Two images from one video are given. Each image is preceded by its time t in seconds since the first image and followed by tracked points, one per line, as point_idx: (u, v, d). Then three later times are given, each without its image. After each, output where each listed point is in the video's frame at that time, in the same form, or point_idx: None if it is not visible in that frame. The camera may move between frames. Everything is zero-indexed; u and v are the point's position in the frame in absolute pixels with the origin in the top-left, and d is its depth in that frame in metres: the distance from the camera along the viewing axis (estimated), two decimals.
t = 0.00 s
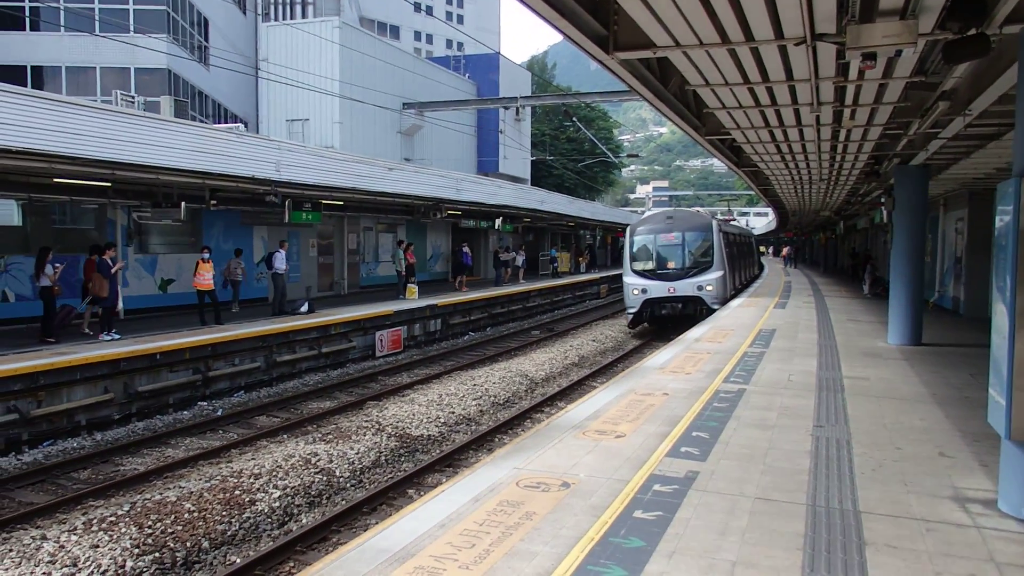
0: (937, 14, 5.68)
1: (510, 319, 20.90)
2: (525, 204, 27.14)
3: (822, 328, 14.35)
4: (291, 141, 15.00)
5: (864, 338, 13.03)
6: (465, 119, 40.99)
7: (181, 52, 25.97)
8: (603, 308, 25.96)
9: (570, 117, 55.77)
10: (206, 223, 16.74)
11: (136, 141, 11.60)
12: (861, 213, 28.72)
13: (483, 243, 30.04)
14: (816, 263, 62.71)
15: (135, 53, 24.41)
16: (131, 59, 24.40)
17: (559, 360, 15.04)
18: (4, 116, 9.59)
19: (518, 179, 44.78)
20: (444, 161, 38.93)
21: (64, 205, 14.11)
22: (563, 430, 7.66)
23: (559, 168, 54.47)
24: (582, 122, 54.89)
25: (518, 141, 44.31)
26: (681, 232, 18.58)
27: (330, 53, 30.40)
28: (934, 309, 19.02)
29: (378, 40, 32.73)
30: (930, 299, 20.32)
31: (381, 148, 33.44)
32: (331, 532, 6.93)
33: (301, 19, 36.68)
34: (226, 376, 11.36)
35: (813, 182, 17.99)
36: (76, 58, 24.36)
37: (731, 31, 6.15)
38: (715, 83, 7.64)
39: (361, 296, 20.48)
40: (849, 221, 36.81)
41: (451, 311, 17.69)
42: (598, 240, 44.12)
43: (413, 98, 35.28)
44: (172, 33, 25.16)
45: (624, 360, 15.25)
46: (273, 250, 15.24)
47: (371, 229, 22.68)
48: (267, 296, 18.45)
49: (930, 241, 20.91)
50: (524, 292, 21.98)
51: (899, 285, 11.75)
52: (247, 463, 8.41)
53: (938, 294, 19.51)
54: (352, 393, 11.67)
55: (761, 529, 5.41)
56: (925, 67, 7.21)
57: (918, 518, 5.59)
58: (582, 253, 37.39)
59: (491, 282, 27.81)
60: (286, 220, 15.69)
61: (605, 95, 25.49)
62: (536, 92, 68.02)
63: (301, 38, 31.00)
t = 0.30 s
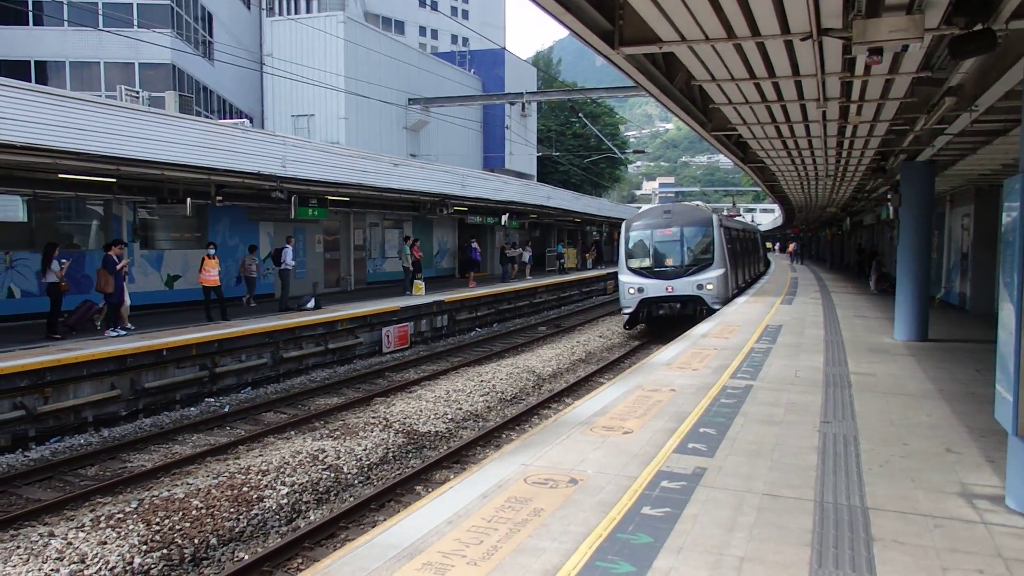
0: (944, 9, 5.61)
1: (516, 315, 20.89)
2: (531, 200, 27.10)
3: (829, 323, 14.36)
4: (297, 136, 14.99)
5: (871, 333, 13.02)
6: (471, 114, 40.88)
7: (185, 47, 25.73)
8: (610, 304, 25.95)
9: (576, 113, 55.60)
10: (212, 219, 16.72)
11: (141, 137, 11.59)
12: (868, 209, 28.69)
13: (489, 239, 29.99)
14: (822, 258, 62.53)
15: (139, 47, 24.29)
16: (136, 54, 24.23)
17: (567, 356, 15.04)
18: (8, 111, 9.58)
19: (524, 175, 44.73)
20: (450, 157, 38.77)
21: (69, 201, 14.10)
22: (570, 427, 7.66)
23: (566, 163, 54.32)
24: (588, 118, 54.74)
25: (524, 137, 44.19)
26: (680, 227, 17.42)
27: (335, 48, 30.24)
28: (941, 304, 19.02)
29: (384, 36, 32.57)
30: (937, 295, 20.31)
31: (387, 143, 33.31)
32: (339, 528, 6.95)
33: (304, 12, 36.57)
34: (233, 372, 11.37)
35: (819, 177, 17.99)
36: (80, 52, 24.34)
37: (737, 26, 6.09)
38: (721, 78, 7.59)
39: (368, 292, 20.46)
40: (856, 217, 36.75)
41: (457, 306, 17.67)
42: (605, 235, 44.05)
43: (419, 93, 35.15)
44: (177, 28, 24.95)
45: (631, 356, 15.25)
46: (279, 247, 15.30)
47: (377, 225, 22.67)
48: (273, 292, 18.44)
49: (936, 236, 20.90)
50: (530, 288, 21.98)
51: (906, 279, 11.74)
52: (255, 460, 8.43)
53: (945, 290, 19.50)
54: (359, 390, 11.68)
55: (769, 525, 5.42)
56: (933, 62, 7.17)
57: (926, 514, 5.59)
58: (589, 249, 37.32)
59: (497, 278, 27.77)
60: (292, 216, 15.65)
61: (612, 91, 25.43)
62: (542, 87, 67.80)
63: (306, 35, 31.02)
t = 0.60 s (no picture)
0: (948, 6, 5.57)
1: (521, 312, 20.90)
2: (535, 196, 27.07)
3: (834, 320, 14.37)
4: (301, 133, 15.03)
5: (875, 330, 13.02)
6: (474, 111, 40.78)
7: (189, 43, 25.69)
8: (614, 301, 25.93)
9: (581, 110, 55.45)
10: (216, 215, 16.73)
11: (145, 133, 11.60)
12: (873, 206, 28.65)
13: (493, 235, 29.96)
14: (827, 255, 62.37)
15: (142, 44, 24.22)
16: (139, 50, 24.22)
17: (571, 352, 15.05)
18: (12, 108, 9.59)
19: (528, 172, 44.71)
20: (454, 153, 38.72)
21: (73, 197, 14.10)
22: (575, 424, 7.67)
23: (569, 160, 54.27)
24: (592, 115, 54.60)
25: (528, 133, 44.09)
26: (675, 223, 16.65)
27: (339, 44, 30.19)
28: (945, 302, 19.01)
29: (388, 32, 32.49)
30: (941, 292, 20.30)
31: (391, 140, 33.28)
32: (344, 525, 6.96)
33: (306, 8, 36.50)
34: (238, 368, 11.38)
35: (824, 174, 18.00)
36: (84, 48, 24.29)
37: (742, 23, 6.04)
38: (726, 75, 7.58)
39: (372, 288, 20.46)
40: (861, 214, 36.69)
41: (462, 303, 17.67)
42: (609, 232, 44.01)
43: (422, 89, 35.09)
44: (180, 23, 24.90)
45: (636, 353, 15.26)
46: (285, 243, 15.47)
47: (381, 222, 22.64)
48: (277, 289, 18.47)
49: (940, 234, 20.89)
50: (535, 284, 21.98)
51: (910, 275, 11.74)
52: (260, 456, 8.44)
53: (949, 287, 19.50)
54: (363, 386, 11.70)
55: (774, 521, 5.42)
56: (937, 58, 7.17)
57: (931, 511, 5.60)
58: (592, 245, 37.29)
59: (501, 274, 27.75)
60: (296, 212, 15.65)
61: (616, 87, 25.37)
62: (546, 84, 67.66)
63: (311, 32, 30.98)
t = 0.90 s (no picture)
0: (954, 3, 5.54)
1: (525, 309, 20.93)
2: (540, 194, 27.09)
3: (839, 318, 14.37)
4: (305, 130, 15.07)
5: (880, 328, 13.01)
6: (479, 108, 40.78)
7: (194, 40, 25.73)
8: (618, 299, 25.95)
9: (586, 107, 55.42)
10: (221, 213, 16.78)
11: (150, 130, 11.63)
12: (878, 204, 28.63)
13: (498, 232, 30.00)
14: (832, 253, 62.35)
15: (148, 41, 24.24)
16: (145, 47, 24.28)
17: (576, 349, 15.07)
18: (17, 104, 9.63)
19: (533, 169, 44.73)
20: (459, 150, 38.74)
21: (78, 195, 14.12)
22: (579, 421, 7.67)
23: (574, 157, 54.21)
24: (597, 112, 54.57)
25: (533, 130, 44.07)
26: (669, 220, 15.49)
27: (343, 41, 30.14)
28: (950, 298, 19.03)
29: (391, 29, 32.47)
30: (945, 289, 20.31)
31: (395, 137, 33.32)
32: (348, 521, 6.97)
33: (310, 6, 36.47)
34: (242, 365, 11.42)
35: (829, 172, 17.99)
36: (89, 45, 24.24)
37: (747, 21, 6.01)
38: (730, 72, 7.57)
39: (377, 285, 20.54)
40: (867, 211, 36.65)
41: (466, 300, 17.69)
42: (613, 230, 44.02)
43: (426, 87, 35.10)
44: (184, 21, 24.93)
45: (641, 349, 15.27)
46: (293, 241, 15.69)
47: (386, 219, 22.66)
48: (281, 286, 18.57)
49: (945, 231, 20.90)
50: (539, 281, 22.02)
51: (915, 271, 11.73)
52: (264, 453, 8.46)
53: (953, 284, 19.53)
54: (368, 383, 11.72)
55: (778, 519, 5.42)
56: (942, 56, 7.17)
57: (935, 508, 5.60)
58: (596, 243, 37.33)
59: (506, 271, 27.81)
60: (301, 209, 15.65)
61: (622, 84, 25.33)
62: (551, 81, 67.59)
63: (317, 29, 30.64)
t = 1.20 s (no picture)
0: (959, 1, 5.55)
1: (529, 307, 20.94)
2: (545, 192, 27.08)
3: (842, 316, 14.36)
4: (310, 128, 15.11)
5: (884, 326, 13.00)
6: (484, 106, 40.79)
7: (199, 38, 25.77)
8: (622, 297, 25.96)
9: (590, 105, 55.43)
10: (225, 210, 16.81)
11: (155, 128, 11.67)
12: (883, 202, 28.61)
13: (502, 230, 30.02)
14: (836, 251, 62.33)
15: (153, 39, 24.30)
16: (150, 45, 24.33)
17: (580, 347, 15.08)
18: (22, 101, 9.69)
19: (537, 167, 44.75)
20: (463, 148, 38.76)
21: (83, 193, 14.15)
22: (583, 419, 7.66)
23: (579, 155, 54.17)
24: (601, 110, 54.56)
25: (538, 129, 44.06)
26: (662, 217, 14.45)
27: (348, 39, 30.30)
28: (955, 296, 19.05)
29: (397, 27, 32.60)
30: (950, 286, 20.32)
31: (399, 136, 33.35)
32: (351, 519, 6.97)
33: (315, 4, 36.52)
34: (245, 363, 11.43)
35: (833, 169, 17.99)
36: (94, 43, 24.25)
37: (752, 19, 6.01)
38: (735, 70, 7.58)
39: (382, 283, 20.55)
40: (872, 210, 36.61)
41: (470, 298, 17.69)
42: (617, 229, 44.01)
43: (431, 85, 35.13)
44: (189, 19, 24.97)
45: (646, 347, 15.28)
46: (298, 239, 15.49)
47: (390, 217, 22.67)
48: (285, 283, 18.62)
49: (950, 229, 20.90)
50: (543, 279, 22.03)
51: (919, 269, 11.74)
52: (267, 450, 8.47)
53: (958, 281, 19.55)
54: (371, 381, 11.72)
55: (782, 517, 5.41)
56: (947, 54, 7.16)
57: (939, 507, 5.59)
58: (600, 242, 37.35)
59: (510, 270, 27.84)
60: (306, 207, 15.64)
61: (627, 81, 25.32)
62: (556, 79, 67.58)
63: (321, 25, 30.97)
